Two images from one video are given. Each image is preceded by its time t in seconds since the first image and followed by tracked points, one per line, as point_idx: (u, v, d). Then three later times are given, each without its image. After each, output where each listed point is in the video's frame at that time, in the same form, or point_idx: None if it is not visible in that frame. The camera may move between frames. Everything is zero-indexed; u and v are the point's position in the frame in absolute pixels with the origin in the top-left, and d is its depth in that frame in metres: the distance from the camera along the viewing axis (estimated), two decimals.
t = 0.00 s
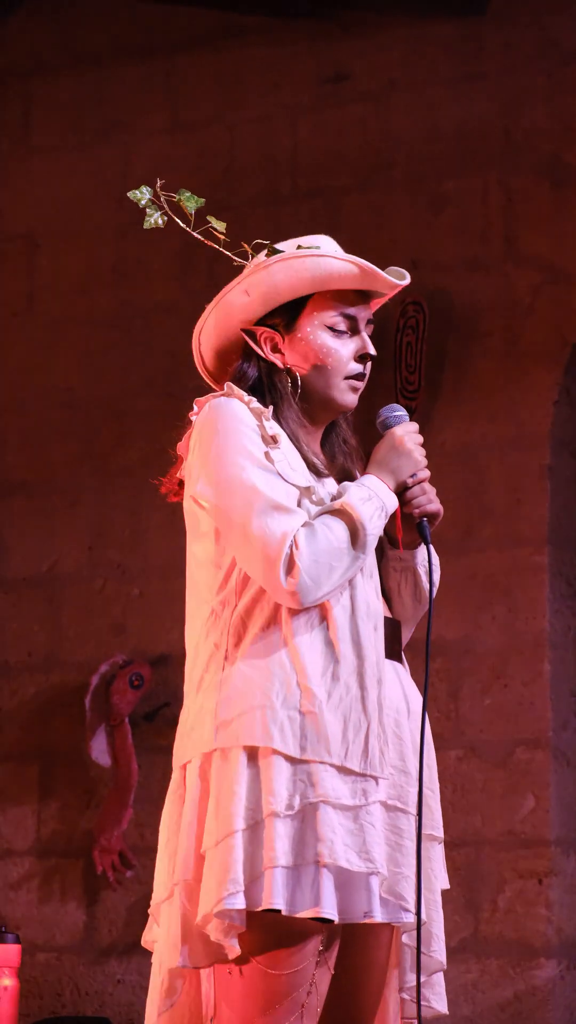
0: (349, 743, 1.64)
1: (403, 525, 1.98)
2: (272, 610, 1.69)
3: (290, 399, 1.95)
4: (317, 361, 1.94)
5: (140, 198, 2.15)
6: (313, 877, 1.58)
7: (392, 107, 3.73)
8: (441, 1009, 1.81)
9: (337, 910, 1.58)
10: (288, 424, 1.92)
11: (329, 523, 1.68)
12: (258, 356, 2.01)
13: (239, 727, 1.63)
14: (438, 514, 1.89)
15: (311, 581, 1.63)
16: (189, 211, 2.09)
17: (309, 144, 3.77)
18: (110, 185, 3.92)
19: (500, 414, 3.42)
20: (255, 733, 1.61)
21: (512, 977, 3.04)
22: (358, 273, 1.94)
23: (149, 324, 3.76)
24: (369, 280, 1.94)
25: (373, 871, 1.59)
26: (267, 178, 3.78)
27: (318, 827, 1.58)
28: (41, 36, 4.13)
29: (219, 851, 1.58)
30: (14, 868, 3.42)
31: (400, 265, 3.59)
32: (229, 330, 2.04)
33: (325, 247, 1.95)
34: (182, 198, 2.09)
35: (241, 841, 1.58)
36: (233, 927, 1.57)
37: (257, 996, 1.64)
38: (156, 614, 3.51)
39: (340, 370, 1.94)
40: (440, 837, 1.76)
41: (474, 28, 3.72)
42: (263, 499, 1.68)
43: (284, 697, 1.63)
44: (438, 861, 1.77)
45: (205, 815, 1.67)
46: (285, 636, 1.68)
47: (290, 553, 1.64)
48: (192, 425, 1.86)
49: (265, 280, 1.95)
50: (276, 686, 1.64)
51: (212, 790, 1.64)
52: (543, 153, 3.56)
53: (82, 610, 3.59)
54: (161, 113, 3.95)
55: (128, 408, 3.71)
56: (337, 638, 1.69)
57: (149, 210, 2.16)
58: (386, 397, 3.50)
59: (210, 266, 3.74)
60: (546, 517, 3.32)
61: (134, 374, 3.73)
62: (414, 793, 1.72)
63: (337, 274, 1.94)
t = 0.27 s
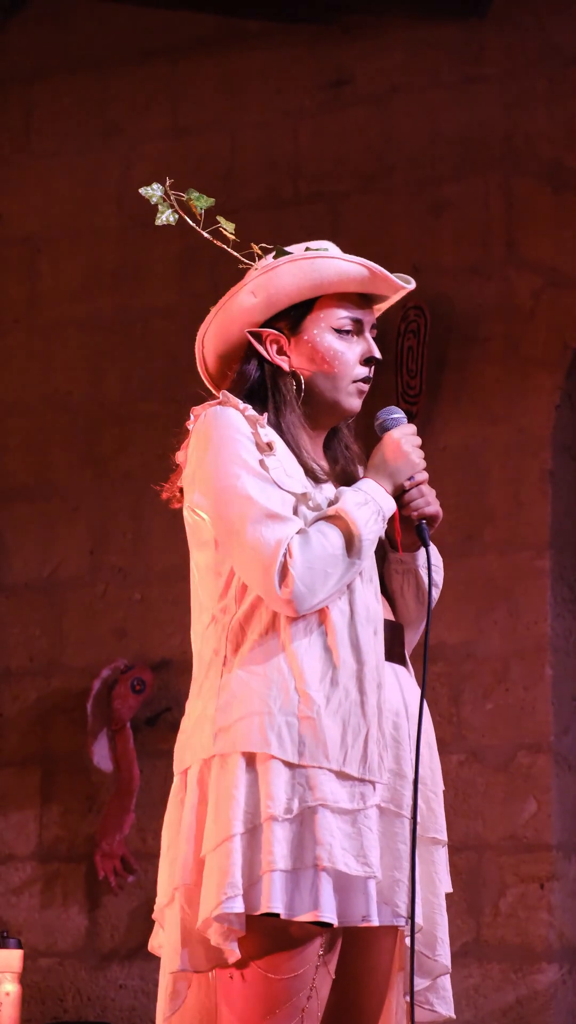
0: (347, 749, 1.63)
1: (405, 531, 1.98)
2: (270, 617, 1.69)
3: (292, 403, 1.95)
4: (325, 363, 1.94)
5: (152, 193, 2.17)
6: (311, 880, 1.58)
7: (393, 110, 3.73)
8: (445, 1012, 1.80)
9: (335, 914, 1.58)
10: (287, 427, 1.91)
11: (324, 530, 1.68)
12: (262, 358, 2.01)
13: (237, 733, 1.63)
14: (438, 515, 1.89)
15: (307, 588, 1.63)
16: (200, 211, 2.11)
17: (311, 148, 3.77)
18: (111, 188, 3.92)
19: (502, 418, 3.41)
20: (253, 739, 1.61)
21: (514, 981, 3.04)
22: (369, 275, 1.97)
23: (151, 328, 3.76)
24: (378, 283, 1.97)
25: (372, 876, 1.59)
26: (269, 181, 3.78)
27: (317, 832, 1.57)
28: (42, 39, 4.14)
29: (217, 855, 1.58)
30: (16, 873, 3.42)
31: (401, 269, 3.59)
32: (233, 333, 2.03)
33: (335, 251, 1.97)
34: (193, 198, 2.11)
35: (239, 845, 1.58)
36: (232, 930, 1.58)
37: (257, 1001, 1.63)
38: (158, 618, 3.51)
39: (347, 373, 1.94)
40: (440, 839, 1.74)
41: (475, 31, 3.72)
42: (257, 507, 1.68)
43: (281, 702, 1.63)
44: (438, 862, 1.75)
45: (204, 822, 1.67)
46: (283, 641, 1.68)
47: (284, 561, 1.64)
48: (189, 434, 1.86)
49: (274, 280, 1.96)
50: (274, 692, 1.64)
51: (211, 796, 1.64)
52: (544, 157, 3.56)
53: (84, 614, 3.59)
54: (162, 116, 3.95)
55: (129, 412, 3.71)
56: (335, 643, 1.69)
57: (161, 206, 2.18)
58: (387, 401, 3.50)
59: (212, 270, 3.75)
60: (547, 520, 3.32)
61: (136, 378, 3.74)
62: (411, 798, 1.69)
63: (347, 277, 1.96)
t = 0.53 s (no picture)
0: (338, 751, 1.63)
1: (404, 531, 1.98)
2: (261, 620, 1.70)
3: (291, 403, 1.95)
4: (327, 363, 1.94)
5: (157, 191, 2.18)
6: (302, 879, 1.59)
7: (394, 113, 3.73)
8: (443, 1013, 1.83)
9: (327, 914, 1.58)
10: (284, 428, 1.92)
11: (309, 535, 1.68)
12: (264, 358, 2.02)
13: (226, 737, 1.64)
14: (434, 511, 1.90)
15: (292, 594, 1.64)
16: (203, 211, 2.12)
17: (312, 150, 3.78)
18: (112, 190, 3.93)
19: (503, 421, 3.42)
20: (242, 742, 1.62)
21: (514, 983, 3.04)
22: (373, 276, 1.97)
23: (151, 330, 3.77)
24: (383, 285, 1.97)
25: (363, 876, 1.59)
26: (270, 184, 3.78)
27: (307, 832, 1.58)
28: (43, 42, 4.14)
29: (207, 857, 1.59)
30: (16, 875, 3.43)
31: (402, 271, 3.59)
32: (237, 332, 2.03)
33: (340, 251, 1.98)
34: (198, 198, 2.12)
35: (229, 846, 1.59)
36: (223, 931, 1.59)
37: (253, 1002, 1.63)
38: (159, 620, 3.52)
39: (348, 373, 1.95)
40: (438, 841, 1.75)
41: (476, 33, 3.73)
42: (243, 514, 1.69)
43: (271, 704, 1.64)
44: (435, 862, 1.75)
45: (196, 824, 1.68)
46: (274, 644, 1.68)
47: (267, 567, 1.64)
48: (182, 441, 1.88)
49: (279, 280, 1.96)
50: (263, 693, 1.65)
51: (202, 800, 1.65)
52: (545, 159, 3.56)
53: (85, 616, 3.59)
54: (164, 118, 3.95)
55: (130, 414, 3.71)
56: (327, 644, 1.69)
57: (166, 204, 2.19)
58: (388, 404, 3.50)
59: (212, 271, 3.75)
60: (547, 523, 3.32)
61: (137, 380, 3.74)
62: (408, 799, 1.69)
63: (351, 277, 1.97)
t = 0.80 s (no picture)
0: (321, 750, 1.63)
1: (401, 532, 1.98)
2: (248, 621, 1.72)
3: (286, 405, 1.96)
4: (322, 363, 1.94)
5: (151, 194, 2.18)
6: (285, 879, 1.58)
7: (394, 115, 3.73)
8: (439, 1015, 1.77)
9: (311, 913, 1.57)
10: (278, 429, 1.92)
11: (290, 536, 1.69)
12: (262, 360, 2.02)
13: (210, 738, 1.65)
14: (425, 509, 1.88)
15: (273, 595, 1.64)
16: (200, 214, 2.13)
17: (312, 151, 3.78)
18: (112, 192, 3.93)
19: (503, 422, 3.42)
20: (224, 742, 1.63)
21: (514, 985, 3.04)
22: (367, 275, 1.98)
23: (152, 332, 3.77)
24: (377, 283, 1.97)
25: (346, 874, 1.58)
26: (269, 185, 3.78)
27: (288, 831, 1.58)
28: (44, 44, 4.15)
29: (190, 858, 1.61)
30: (17, 876, 3.43)
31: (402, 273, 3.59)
32: (235, 335, 2.04)
33: (334, 251, 1.98)
34: (194, 200, 2.13)
35: (210, 845, 1.61)
36: (211, 932, 1.61)
37: (245, 1002, 1.61)
38: (159, 622, 3.52)
39: (344, 372, 1.94)
40: (432, 841, 1.70)
41: (476, 35, 3.73)
42: (225, 516, 1.70)
43: (253, 704, 1.65)
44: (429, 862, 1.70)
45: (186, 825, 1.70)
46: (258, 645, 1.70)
47: (246, 568, 1.65)
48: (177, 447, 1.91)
49: (274, 281, 1.97)
50: (247, 694, 1.66)
51: (189, 801, 1.67)
52: (545, 161, 3.57)
53: (85, 618, 3.60)
54: (164, 121, 3.96)
55: (130, 416, 3.71)
56: (312, 644, 1.69)
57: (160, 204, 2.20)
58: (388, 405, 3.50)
59: (212, 272, 3.75)
60: (548, 524, 3.32)
61: (137, 382, 3.74)
62: (399, 798, 1.67)
63: (345, 276, 1.97)
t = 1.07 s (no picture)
0: (311, 748, 1.63)
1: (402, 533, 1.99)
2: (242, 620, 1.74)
3: (285, 406, 1.96)
4: (318, 363, 1.94)
5: (146, 202, 2.19)
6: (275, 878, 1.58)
7: (395, 117, 3.74)
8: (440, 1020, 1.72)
9: (300, 913, 1.58)
10: (276, 430, 1.92)
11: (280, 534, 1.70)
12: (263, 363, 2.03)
13: (202, 736, 1.67)
14: (421, 505, 1.88)
15: (263, 590, 1.64)
16: (196, 221, 2.14)
17: (314, 153, 3.78)
18: (114, 194, 3.93)
19: (504, 424, 3.42)
20: (215, 740, 1.64)
21: (515, 987, 3.03)
22: (362, 275, 1.97)
23: (153, 334, 3.77)
24: (374, 284, 1.96)
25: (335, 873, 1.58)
26: (271, 187, 3.78)
27: (278, 830, 1.58)
28: (46, 46, 4.15)
29: (182, 857, 1.62)
30: (17, 878, 3.42)
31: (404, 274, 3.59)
32: (236, 339, 2.05)
33: (330, 252, 1.98)
34: (191, 207, 2.13)
35: (200, 845, 1.62)
36: (204, 933, 1.61)
37: (243, 1002, 1.61)
38: (160, 623, 3.52)
39: (340, 373, 1.94)
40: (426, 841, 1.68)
41: (477, 37, 3.73)
42: (216, 515, 1.71)
43: (245, 702, 1.66)
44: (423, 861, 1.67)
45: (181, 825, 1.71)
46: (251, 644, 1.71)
47: (234, 565, 1.66)
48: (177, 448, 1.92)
49: (270, 284, 1.97)
50: (239, 692, 1.68)
51: (183, 800, 1.69)
52: (547, 163, 3.57)
53: (86, 620, 3.60)
54: (166, 123, 3.96)
55: (131, 417, 3.72)
56: (305, 642, 1.70)
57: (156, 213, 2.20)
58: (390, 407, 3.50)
59: (213, 274, 3.75)
60: (549, 526, 3.31)
61: (138, 384, 3.74)
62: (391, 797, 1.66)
63: (341, 277, 1.97)
